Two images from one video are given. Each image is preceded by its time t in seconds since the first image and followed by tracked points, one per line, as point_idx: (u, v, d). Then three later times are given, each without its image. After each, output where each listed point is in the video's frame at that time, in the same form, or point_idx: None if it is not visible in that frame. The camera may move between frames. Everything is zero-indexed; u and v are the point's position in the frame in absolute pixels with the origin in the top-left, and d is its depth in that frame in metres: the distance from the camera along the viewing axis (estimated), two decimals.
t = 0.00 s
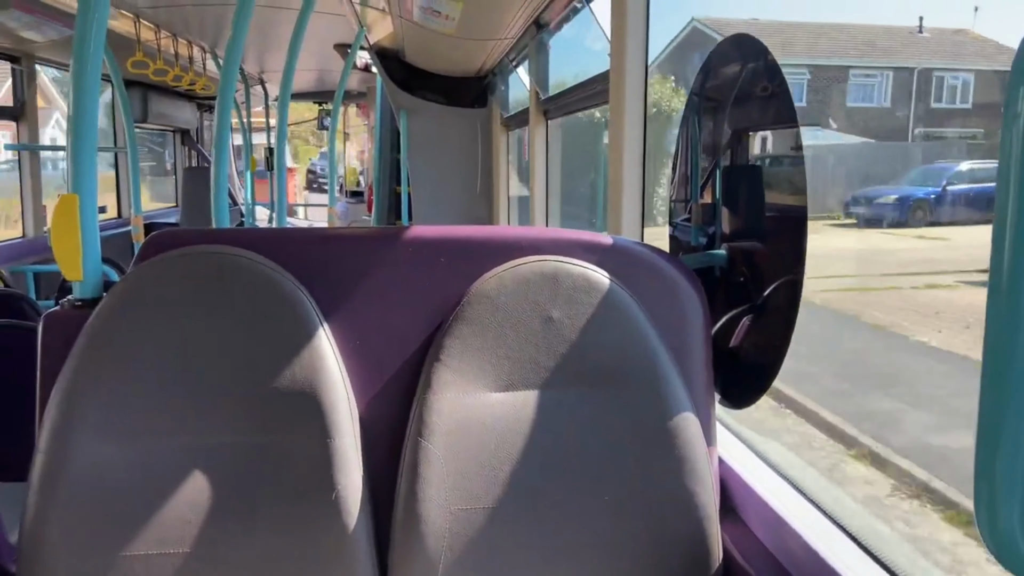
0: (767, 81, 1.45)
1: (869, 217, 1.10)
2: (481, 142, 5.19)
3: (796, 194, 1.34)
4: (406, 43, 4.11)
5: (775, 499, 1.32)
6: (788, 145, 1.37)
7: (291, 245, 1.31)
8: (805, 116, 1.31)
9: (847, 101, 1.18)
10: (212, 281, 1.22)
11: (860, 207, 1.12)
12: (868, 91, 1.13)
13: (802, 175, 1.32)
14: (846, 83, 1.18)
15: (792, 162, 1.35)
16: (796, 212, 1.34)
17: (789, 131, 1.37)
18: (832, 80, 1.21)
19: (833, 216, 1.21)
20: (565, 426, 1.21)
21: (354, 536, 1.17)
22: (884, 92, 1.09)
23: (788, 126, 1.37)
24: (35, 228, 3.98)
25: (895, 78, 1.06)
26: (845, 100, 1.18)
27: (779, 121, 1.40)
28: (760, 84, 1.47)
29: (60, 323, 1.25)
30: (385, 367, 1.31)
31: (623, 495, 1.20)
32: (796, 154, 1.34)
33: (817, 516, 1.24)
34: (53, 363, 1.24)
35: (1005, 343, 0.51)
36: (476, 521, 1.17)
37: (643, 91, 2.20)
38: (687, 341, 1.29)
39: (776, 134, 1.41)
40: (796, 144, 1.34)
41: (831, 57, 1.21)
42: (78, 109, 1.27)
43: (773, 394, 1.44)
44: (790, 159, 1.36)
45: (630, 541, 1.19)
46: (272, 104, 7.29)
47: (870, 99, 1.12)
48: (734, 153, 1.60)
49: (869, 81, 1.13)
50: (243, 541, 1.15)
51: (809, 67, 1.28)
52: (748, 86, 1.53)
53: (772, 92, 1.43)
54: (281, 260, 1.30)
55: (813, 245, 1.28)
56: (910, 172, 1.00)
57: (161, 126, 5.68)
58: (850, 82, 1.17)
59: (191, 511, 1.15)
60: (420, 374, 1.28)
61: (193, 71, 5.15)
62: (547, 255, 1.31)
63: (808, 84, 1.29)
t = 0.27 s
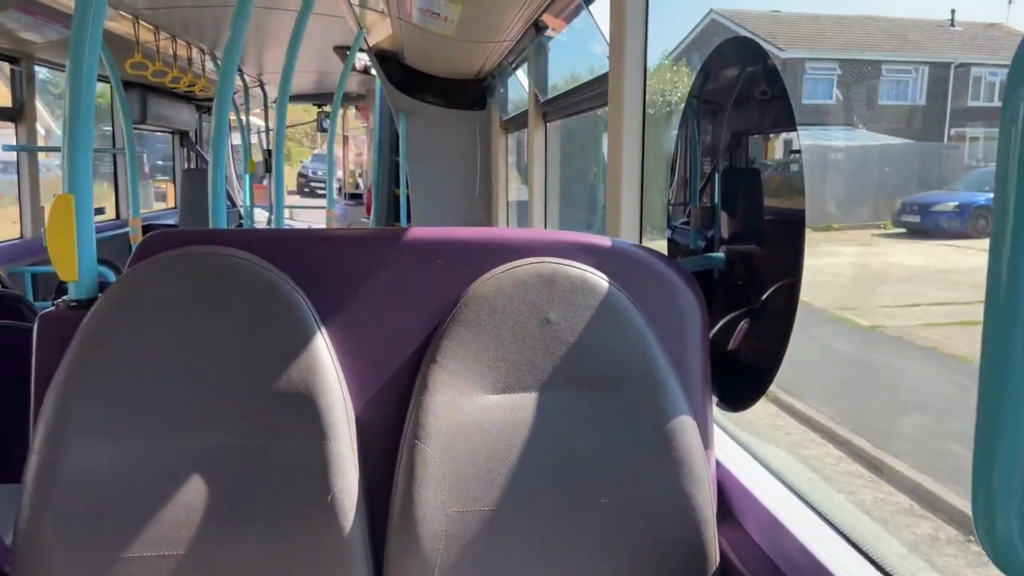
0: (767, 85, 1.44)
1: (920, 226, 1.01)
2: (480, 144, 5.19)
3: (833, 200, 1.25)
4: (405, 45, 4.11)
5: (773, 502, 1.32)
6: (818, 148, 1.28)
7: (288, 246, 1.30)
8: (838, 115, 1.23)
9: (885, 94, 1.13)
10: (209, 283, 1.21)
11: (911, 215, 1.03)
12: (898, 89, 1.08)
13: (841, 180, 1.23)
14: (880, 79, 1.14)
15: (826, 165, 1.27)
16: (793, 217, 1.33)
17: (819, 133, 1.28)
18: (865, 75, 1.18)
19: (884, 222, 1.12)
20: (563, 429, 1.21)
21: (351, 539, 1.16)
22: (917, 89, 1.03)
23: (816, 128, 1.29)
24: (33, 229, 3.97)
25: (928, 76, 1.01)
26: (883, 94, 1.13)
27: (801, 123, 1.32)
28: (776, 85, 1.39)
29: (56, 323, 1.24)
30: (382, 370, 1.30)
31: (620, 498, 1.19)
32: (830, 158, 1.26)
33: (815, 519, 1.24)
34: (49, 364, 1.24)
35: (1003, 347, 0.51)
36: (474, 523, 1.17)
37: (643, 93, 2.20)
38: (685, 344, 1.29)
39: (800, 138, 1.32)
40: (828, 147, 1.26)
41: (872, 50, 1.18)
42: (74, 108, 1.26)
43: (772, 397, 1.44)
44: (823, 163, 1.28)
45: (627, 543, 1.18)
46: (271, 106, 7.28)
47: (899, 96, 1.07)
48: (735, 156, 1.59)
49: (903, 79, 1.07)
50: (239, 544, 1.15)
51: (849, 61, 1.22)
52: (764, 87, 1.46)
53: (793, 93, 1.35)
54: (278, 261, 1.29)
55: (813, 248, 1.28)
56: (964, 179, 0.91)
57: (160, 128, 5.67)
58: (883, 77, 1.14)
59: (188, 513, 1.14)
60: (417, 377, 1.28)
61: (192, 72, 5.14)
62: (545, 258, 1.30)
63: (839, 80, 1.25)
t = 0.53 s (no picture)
0: (764, 88, 1.45)
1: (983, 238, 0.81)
2: (479, 148, 5.19)
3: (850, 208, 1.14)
4: (403, 49, 4.12)
5: (771, 505, 1.32)
6: (838, 149, 1.15)
7: (287, 250, 1.30)
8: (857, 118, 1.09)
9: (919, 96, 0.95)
10: (206, 286, 1.21)
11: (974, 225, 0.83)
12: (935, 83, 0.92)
13: (857, 187, 1.11)
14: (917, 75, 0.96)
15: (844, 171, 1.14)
16: (794, 219, 1.34)
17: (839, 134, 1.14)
18: (899, 69, 0.99)
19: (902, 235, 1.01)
20: (561, 432, 1.21)
21: (348, 542, 1.16)
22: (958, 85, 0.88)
23: (833, 130, 1.17)
24: (31, 233, 3.96)
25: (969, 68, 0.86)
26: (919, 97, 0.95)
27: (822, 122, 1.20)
28: (801, 78, 1.27)
29: (55, 327, 1.24)
30: (381, 373, 1.30)
31: (619, 501, 1.19)
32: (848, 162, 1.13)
33: (812, 522, 1.24)
34: (48, 368, 1.24)
35: (1001, 347, 0.51)
36: (472, 526, 1.17)
37: (641, 96, 2.20)
38: (683, 347, 1.29)
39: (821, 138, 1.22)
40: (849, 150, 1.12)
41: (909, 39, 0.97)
42: (72, 111, 1.27)
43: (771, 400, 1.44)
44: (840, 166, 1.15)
45: (626, 546, 1.18)
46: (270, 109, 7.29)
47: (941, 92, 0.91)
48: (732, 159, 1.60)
49: (942, 72, 0.91)
50: (236, 548, 1.15)
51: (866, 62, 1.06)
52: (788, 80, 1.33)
53: (817, 88, 1.21)
54: (277, 265, 1.29)
55: (810, 250, 1.28)
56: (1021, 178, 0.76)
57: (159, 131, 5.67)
58: (916, 74, 0.96)
59: (185, 516, 1.14)
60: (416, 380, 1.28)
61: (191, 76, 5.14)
62: (543, 261, 1.31)
63: (873, 75, 1.04)
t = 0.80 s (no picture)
0: (764, 90, 1.46)
1: None
2: (479, 149, 5.20)
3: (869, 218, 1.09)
4: (404, 51, 4.12)
5: (772, 506, 1.33)
6: (861, 155, 1.09)
7: (290, 252, 1.31)
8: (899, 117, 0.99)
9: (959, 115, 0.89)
10: (211, 289, 1.22)
11: None
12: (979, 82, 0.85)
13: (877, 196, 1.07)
14: (962, 71, 0.88)
15: (866, 178, 1.09)
16: (794, 220, 1.35)
17: (865, 139, 1.07)
18: (942, 67, 0.91)
19: (919, 252, 0.98)
20: (563, 434, 1.21)
21: (352, 544, 1.17)
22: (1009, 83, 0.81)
23: (864, 131, 1.07)
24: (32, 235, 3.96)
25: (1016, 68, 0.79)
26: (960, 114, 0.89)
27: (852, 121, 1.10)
28: (831, 72, 1.16)
29: (59, 330, 1.25)
30: (385, 374, 1.31)
31: (621, 502, 1.19)
32: (869, 169, 1.08)
33: (814, 523, 1.24)
34: (52, 370, 1.24)
35: (1002, 353, 0.51)
36: (474, 528, 1.17)
37: (641, 99, 2.21)
38: (684, 349, 1.29)
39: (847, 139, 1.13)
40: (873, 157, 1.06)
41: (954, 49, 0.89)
42: (77, 115, 1.27)
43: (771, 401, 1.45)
44: (859, 172, 1.11)
45: (629, 547, 1.19)
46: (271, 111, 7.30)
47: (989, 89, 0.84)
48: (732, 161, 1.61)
49: (987, 68, 0.84)
50: (240, 548, 1.15)
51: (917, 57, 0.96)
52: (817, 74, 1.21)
53: (853, 83, 1.09)
54: (280, 267, 1.30)
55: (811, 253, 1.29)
56: None
57: (160, 133, 5.68)
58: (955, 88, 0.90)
59: (189, 518, 1.15)
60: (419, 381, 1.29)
61: (192, 78, 5.15)
62: (545, 263, 1.31)
63: (912, 72, 0.97)
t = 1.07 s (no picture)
0: (764, 92, 1.46)
1: None
2: (479, 150, 5.20)
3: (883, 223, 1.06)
4: (404, 52, 4.13)
5: (770, 507, 1.33)
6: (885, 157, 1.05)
7: (290, 252, 1.31)
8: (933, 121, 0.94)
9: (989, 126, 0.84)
10: (210, 289, 1.22)
11: None
12: None
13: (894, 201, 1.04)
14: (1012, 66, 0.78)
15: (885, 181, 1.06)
16: (793, 222, 1.36)
17: (894, 142, 1.03)
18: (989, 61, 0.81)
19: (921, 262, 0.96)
20: (561, 435, 1.22)
21: (350, 544, 1.17)
22: None
23: (895, 132, 1.02)
24: (31, 234, 3.97)
25: None
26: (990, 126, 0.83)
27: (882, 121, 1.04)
28: (863, 66, 1.08)
29: (59, 329, 1.25)
30: (384, 374, 1.31)
31: (619, 503, 1.20)
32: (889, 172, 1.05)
33: (811, 524, 1.25)
34: (51, 369, 1.24)
35: (997, 358, 0.52)
36: (472, 529, 1.17)
37: (640, 100, 2.22)
38: (683, 350, 1.29)
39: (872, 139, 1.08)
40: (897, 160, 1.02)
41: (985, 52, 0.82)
42: (77, 114, 1.27)
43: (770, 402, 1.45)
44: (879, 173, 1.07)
45: (627, 547, 1.19)
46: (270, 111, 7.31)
47: None
48: (731, 162, 1.61)
49: None
50: (239, 548, 1.15)
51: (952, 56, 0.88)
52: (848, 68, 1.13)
53: (858, 83, 1.09)
54: (280, 268, 1.30)
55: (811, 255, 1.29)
56: None
57: (159, 133, 5.68)
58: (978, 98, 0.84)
59: (187, 517, 1.15)
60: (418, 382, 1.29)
61: (191, 78, 5.15)
62: (545, 264, 1.31)
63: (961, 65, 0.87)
